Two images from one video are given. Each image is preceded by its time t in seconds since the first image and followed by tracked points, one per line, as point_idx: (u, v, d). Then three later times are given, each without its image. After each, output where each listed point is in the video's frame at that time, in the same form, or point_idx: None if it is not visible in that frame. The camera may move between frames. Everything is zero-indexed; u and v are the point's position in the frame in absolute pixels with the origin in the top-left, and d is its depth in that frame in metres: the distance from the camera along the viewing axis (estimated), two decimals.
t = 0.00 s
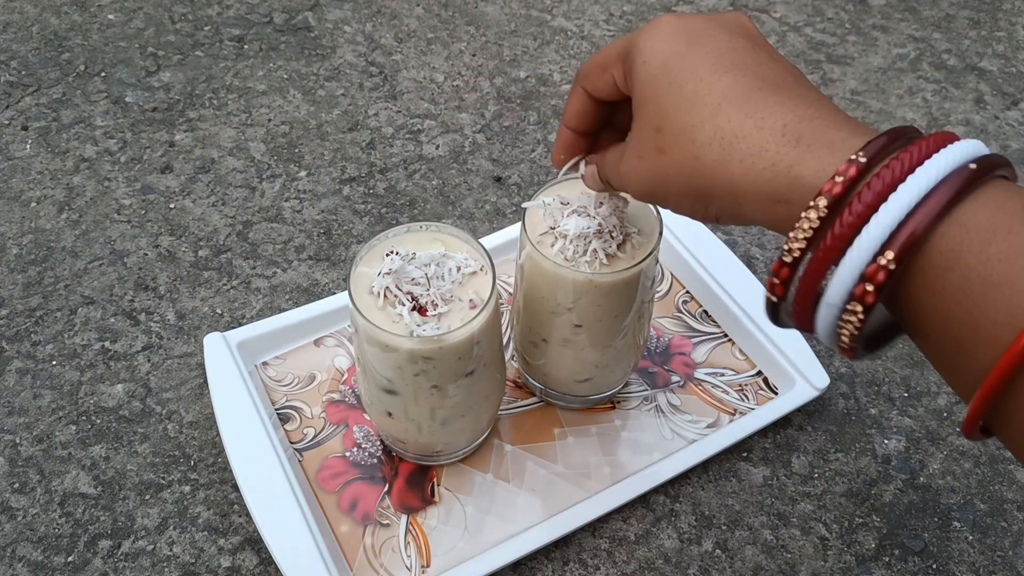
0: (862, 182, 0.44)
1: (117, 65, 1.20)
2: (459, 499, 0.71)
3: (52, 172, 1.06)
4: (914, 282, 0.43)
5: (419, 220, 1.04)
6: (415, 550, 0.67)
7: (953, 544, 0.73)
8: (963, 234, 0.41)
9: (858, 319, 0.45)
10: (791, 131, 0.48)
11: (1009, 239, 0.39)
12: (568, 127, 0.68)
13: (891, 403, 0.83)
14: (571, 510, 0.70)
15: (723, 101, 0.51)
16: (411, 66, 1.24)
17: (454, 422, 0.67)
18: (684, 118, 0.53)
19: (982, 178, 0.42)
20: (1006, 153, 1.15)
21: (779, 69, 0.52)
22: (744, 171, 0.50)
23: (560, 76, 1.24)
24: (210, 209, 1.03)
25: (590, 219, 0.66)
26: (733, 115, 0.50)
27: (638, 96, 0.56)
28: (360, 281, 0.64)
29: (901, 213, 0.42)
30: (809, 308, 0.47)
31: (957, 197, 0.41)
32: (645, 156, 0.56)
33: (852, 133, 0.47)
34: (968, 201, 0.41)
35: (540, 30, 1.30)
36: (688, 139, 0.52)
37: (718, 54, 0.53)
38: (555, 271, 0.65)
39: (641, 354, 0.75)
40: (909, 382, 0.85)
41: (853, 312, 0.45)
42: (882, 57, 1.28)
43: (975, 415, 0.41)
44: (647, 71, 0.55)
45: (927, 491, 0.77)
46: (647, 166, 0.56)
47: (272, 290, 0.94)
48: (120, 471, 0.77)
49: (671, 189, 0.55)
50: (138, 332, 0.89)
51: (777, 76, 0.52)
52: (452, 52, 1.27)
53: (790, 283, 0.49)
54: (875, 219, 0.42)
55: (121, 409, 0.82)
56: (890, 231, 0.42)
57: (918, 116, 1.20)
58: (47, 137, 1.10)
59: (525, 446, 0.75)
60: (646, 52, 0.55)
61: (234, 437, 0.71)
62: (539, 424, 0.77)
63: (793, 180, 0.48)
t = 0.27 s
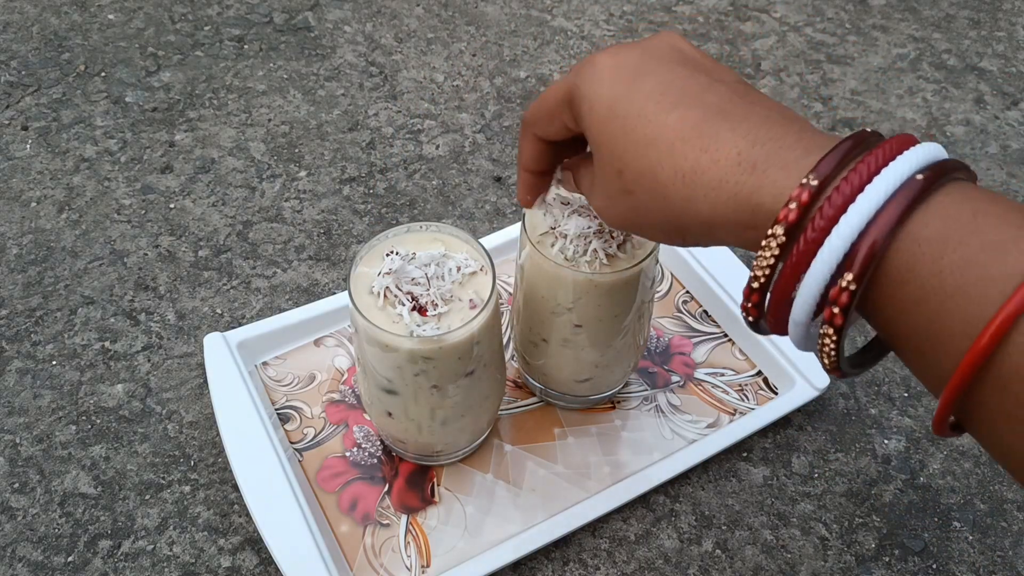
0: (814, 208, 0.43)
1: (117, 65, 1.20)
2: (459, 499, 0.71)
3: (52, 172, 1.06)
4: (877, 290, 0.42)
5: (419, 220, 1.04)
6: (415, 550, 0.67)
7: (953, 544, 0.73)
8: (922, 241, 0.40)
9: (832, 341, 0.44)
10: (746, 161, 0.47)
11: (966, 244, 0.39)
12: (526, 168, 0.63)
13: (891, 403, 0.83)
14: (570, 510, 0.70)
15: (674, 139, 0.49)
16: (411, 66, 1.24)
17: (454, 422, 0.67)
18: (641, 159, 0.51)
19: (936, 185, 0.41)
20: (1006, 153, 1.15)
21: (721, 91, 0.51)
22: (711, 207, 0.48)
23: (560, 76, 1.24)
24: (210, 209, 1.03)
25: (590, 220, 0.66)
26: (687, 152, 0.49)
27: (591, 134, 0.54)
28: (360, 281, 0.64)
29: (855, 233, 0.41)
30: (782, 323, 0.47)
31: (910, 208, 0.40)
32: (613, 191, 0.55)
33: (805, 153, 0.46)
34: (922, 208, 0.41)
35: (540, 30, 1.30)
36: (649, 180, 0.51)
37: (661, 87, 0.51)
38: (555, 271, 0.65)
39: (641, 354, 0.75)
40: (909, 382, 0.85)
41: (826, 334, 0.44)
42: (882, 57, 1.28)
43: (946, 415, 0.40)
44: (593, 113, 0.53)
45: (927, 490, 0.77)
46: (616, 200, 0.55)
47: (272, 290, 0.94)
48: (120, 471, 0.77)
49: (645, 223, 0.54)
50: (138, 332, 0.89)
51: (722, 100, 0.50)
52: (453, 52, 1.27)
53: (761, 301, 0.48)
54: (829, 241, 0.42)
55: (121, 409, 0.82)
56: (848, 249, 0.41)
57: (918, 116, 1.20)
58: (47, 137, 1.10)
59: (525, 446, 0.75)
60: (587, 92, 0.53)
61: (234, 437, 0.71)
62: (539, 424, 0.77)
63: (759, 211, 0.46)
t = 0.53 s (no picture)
0: (858, 187, 0.43)
1: (117, 65, 1.20)
2: (459, 499, 0.71)
3: (52, 172, 1.06)
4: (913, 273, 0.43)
5: (419, 220, 1.04)
6: (415, 550, 0.67)
7: (953, 544, 0.73)
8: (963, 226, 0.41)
9: (863, 322, 0.45)
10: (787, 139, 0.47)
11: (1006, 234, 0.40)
12: (561, 145, 0.65)
13: (891, 403, 0.83)
14: (570, 510, 0.70)
15: (715, 113, 0.49)
16: (411, 66, 1.24)
17: (454, 422, 0.67)
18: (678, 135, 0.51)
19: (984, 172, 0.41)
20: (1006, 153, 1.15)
21: (760, 68, 0.51)
22: (749, 185, 0.49)
23: (560, 76, 1.24)
24: (210, 209, 1.03)
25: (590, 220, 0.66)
26: (726, 127, 0.49)
27: (627, 110, 0.54)
28: (360, 281, 0.64)
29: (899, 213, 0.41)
30: (816, 305, 0.48)
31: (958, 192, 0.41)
32: (644, 169, 0.55)
33: (847, 134, 0.46)
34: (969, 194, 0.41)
35: (540, 30, 1.30)
36: (685, 156, 0.51)
37: (700, 63, 0.52)
38: (555, 271, 0.65)
39: (641, 354, 0.75)
40: (909, 382, 0.85)
41: (857, 313, 0.45)
42: (882, 57, 1.28)
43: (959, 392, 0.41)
44: (631, 86, 0.53)
45: (927, 490, 0.77)
46: (647, 179, 0.55)
47: (272, 290, 0.94)
48: (120, 471, 0.77)
49: (675, 203, 0.54)
50: (138, 332, 0.89)
51: (760, 77, 0.51)
52: (452, 52, 1.27)
53: (797, 281, 0.49)
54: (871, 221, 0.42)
55: (121, 409, 0.82)
56: (890, 230, 0.42)
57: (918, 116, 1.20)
58: (47, 137, 1.10)
59: (525, 446, 0.75)
60: (625, 66, 0.54)
61: (234, 437, 0.71)
62: (539, 424, 0.77)
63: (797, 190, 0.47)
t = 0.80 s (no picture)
0: (846, 199, 0.44)
1: (117, 65, 1.20)
2: (459, 499, 0.71)
3: (52, 172, 1.06)
4: (895, 282, 0.43)
5: (419, 220, 1.04)
6: (415, 550, 0.67)
7: (953, 544, 0.73)
8: (949, 238, 0.41)
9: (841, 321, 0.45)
10: (781, 156, 0.47)
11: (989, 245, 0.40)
12: (567, 154, 0.65)
13: (891, 403, 0.83)
14: (570, 510, 0.70)
15: (712, 126, 0.50)
16: (410, 66, 1.24)
17: (454, 422, 0.67)
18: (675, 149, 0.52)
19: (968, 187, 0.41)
20: (1006, 153, 1.15)
21: (761, 88, 0.51)
22: (739, 199, 0.49)
23: (560, 76, 1.24)
24: (210, 209, 1.03)
25: (590, 220, 0.66)
26: (720, 141, 0.50)
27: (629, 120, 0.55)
28: (360, 281, 0.64)
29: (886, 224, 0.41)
30: (796, 310, 0.48)
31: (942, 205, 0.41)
32: (645, 181, 0.55)
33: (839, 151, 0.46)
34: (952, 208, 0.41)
35: (540, 30, 1.30)
36: (681, 169, 0.51)
37: (702, 80, 0.52)
38: (555, 272, 0.65)
39: (641, 354, 0.75)
40: (909, 382, 0.85)
41: (836, 316, 0.45)
42: (882, 57, 1.28)
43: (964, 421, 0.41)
44: (634, 97, 0.54)
45: (927, 490, 0.77)
46: (647, 193, 0.55)
47: (272, 290, 0.94)
48: (120, 471, 0.77)
49: (673, 214, 0.54)
50: (138, 332, 0.89)
51: (763, 93, 0.51)
52: (452, 52, 1.27)
53: (780, 287, 0.49)
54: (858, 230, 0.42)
55: (121, 409, 0.82)
56: (876, 239, 0.42)
57: (918, 116, 1.20)
58: (47, 137, 1.10)
59: (525, 446, 0.75)
60: (631, 78, 0.55)
61: (234, 437, 0.71)
62: (539, 424, 0.77)
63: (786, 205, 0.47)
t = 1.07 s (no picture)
0: (861, 216, 0.42)
1: (117, 65, 1.20)
2: (459, 499, 0.71)
3: (52, 172, 1.06)
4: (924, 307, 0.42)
5: (419, 220, 1.04)
6: (415, 550, 0.67)
7: (953, 544, 0.73)
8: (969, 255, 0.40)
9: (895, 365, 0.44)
10: (789, 163, 0.46)
11: (1013, 262, 0.39)
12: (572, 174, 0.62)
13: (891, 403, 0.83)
14: (570, 510, 0.70)
15: (713, 135, 0.48)
16: (410, 66, 1.24)
17: (454, 422, 0.67)
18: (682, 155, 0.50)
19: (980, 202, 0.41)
20: (1006, 153, 1.15)
21: (766, 91, 0.49)
22: (746, 210, 0.47)
23: (560, 76, 1.24)
24: (210, 209, 1.03)
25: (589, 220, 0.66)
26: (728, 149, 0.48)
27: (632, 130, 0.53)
28: (360, 281, 0.64)
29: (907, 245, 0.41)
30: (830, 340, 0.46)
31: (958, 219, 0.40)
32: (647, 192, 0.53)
33: (848, 158, 0.45)
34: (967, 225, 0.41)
35: (540, 30, 1.30)
36: (686, 178, 0.50)
37: (706, 82, 0.50)
38: (555, 272, 0.65)
39: (641, 354, 0.75)
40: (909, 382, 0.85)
41: (888, 359, 0.44)
42: (882, 57, 1.28)
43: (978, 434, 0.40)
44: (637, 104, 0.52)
45: (927, 490, 0.77)
46: (650, 203, 0.54)
47: (272, 290, 0.94)
48: (120, 471, 0.77)
49: (676, 226, 0.52)
50: (138, 332, 0.89)
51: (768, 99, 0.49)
52: (452, 52, 1.27)
53: (809, 314, 0.49)
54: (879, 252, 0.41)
55: (121, 409, 0.82)
56: (900, 260, 0.41)
57: (918, 116, 1.20)
58: (47, 137, 1.10)
59: (525, 446, 0.75)
60: (633, 84, 0.53)
61: (233, 437, 0.71)
62: (539, 424, 0.77)
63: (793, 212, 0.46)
